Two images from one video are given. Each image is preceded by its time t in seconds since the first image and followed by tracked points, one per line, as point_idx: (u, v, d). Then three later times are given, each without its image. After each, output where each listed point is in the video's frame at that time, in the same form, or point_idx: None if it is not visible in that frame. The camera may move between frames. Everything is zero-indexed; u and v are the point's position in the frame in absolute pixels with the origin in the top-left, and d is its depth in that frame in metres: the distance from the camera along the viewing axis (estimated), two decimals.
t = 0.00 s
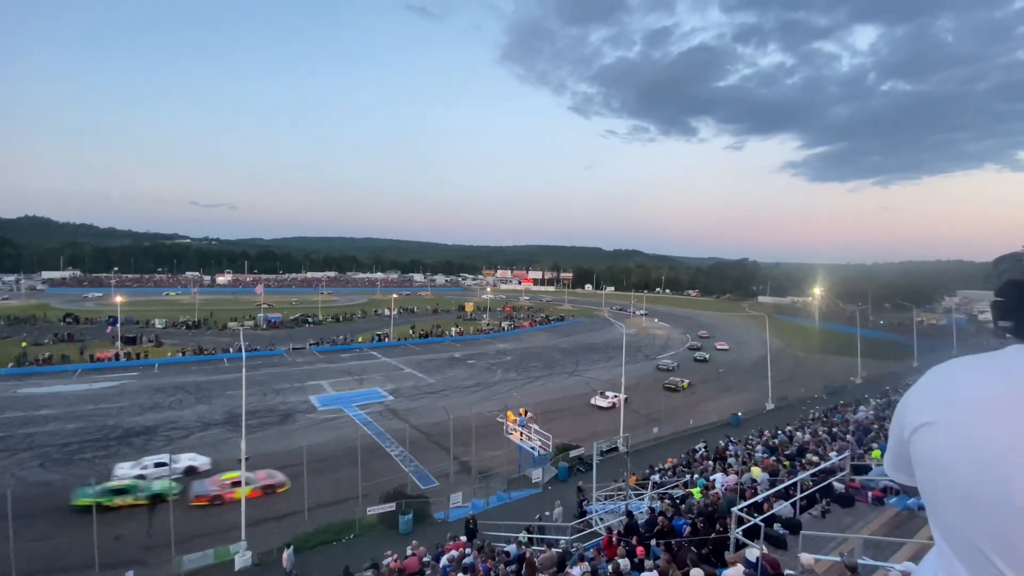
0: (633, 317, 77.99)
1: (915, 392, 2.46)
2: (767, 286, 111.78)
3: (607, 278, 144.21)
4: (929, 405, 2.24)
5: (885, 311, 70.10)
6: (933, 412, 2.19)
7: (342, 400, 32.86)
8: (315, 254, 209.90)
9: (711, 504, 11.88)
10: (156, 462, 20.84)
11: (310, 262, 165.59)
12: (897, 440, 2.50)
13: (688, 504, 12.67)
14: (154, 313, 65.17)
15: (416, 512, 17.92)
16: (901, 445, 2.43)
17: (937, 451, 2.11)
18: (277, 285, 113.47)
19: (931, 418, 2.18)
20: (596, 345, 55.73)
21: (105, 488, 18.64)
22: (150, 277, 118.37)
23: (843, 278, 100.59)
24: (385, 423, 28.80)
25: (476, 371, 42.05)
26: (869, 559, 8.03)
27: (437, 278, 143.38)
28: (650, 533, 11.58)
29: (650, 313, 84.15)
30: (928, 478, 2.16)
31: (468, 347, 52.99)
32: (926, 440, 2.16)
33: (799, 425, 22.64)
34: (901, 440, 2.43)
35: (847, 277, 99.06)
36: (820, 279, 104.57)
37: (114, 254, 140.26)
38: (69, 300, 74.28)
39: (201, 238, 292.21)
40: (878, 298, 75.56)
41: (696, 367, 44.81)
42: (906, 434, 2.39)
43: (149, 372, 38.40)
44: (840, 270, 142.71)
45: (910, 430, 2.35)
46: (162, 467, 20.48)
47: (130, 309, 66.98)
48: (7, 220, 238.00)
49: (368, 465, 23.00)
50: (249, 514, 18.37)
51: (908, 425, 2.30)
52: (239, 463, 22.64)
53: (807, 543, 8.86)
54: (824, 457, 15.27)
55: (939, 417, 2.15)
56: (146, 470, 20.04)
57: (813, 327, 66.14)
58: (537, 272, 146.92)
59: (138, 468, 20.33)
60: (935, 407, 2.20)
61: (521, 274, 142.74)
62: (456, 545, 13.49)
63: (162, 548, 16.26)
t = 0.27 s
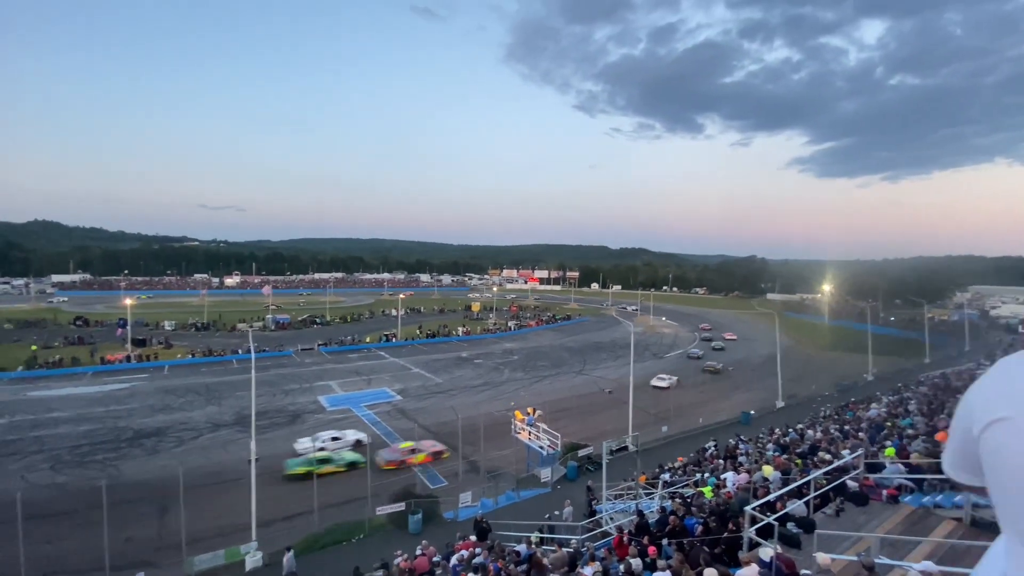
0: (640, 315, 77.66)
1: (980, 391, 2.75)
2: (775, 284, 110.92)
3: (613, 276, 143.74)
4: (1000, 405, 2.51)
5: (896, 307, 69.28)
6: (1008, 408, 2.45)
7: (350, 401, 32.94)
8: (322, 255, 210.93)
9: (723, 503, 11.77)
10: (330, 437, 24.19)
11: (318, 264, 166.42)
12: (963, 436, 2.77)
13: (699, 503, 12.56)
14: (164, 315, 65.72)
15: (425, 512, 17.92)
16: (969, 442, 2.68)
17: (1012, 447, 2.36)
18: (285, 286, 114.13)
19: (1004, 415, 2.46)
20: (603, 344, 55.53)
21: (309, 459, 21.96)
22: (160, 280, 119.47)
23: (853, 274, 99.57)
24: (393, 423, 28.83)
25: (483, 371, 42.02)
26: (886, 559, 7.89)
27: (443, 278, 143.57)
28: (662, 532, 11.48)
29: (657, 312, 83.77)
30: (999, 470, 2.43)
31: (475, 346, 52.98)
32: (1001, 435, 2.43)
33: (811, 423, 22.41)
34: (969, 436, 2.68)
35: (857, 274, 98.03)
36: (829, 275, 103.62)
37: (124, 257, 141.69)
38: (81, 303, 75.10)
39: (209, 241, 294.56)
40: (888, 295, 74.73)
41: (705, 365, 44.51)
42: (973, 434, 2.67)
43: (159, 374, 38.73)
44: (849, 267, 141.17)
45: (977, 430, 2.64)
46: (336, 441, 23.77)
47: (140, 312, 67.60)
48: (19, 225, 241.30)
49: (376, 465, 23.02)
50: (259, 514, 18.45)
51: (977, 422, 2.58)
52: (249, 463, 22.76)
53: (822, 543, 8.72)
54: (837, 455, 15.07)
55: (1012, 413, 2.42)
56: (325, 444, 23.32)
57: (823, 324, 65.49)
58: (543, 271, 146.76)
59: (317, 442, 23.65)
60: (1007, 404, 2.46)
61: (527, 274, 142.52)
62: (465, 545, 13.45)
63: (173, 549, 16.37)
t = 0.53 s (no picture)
0: (652, 310, 77.15)
1: None
2: (790, 277, 109.42)
3: (625, 271, 142.94)
4: None
5: (915, 300, 67.95)
6: None
7: (363, 395, 33.22)
8: (334, 252, 212.62)
9: (738, 499, 11.65)
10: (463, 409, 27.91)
11: (330, 261, 167.74)
12: None
13: (714, 498, 12.46)
14: (179, 312, 66.72)
15: (438, 505, 18.02)
16: None
17: None
18: (298, 282, 115.27)
19: None
20: (615, 339, 55.27)
21: (461, 425, 25.64)
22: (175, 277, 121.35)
23: (870, 267, 97.82)
24: (405, 417, 29.00)
25: (494, 366, 42.09)
26: (908, 555, 7.74)
27: (454, 274, 143.88)
28: (676, 527, 11.41)
29: (670, 306, 83.17)
30: None
31: (487, 341, 53.09)
32: None
33: (827, 418, 22.10)
34: None
35: (874, 267, 96.27)
36: (845, 269, 101.95)
37: (141, 256, 144.10)
38: (99, 301, 76.54)
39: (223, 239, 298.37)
40: (907, 288, 73.31)
41: (718, 360, 44.10)
42: None
43: (176, 370, 39.37)
44: (866, 260, 138.69)
45: None
46: (469, 411, 27.50)
47: (157, 309, 68.73)
48: (40, 225, 247.09)
49: (390, 459, 23.18)
50: (275, 508, 18.69)
51: None
52: (264, 458, 23.07)
53: (841, 539, 8.59)
54: (855, 450, 14.81)
55: None
56: (464, 414, 26.97)
57: (840, 318, 64.48)
58: (554, 267, 146.37)
59: (454, 412, 27.39)
60: None
61: (538, 269, 142.21)
62: (479, 539, 13.50)
63: (192, 542, 16.66)
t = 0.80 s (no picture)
0: (665, 304, 76.65)
1: None
2: (805, 271, 107.82)
3: (637, 265, 142.05)
4: None
5: (935, 294, 66.56)
6: None
7: (377, 389, 33.55)
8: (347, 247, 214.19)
9: (753, 493, 11.58)
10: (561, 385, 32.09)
11: (342, 256, 169.18)
12: None
13: (728, 492, 12.39)
14: (196, 307, 67.83)
15: (452, 498, 18.18)
16: None
17: None
18: (312, 277, 116.51)
19: None
20: (628, 333, 55.05)
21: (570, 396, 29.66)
22: (192, 273, 123.40)
23: (888, 260, 95.97)
24: (418, 411, 29.26)
25: (506, 360, 42.20)
26: (927, 551, 7.65)
27: (465, 269, 144.20)
28: (690, 521, 11.38)
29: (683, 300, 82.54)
30: None
31: (499, 336, 53.18)
32: None
33: (844, 413, 21.81)
34: None
35: (892, 260, 94.43)
36: (862, 262, 100.16)
37: (158, 252, 146.66)
38: (119, 296, 78.11)
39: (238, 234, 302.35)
40: (926, 282, 71.82)
41: (732, 355, 43.70)
42: None
43: (194, 363, 40.09)
44: (884, 252, 136.05)
45: None
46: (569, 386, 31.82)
47: (174, 304, 69.99)
48: (61, 222, 252.33)
49: (403, 452, 23.42)
50: (291, 499, 19.02)
51: None
52: (281, 450, 23.45)
53: (859, 534, 8.51)
54: (872, 446, 14.61)
55: None
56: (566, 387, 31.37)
57: (857, 312, 63.42)
58: (565, 261, 145.99)
59: (557, 387, 31.72)
60: None
61: (549, 263, 141.84)
62: (492, 531, 13.60)
63: (211, 532, 17.03)
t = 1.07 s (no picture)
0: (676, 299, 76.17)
1: None
2: (819, 266, 106.36)
3: (648, 260, 141.25)
4: None
5: (953, 289, 65.29)
6: None
7: (387, 382, 33.85)
8: (358, 241, 215.42)
9: (763, 490, 11.49)
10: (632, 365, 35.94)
11: (353, 250, 170.38)
12: None
13: (738, 488, 12.31)
14: (210, 301, 68.77)
15: (461, 490, 18.28)
16: None
17: None
18: (323, 272, 117.45)
19: None
20: (638, 328, 54.81)
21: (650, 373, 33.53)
22: (206, 267, 125.08)
23: (905, 255, 94.27)
24: (428, 404, 29.45)
25: (516, 354, 42.28)
26: (942, 551, 7.51)
27: (475, 263, 144.48)
28: (699, 517, 11.33)
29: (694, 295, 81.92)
30: None
31: (508, 330, 53.27)
32: None
33: (857, 410, 21.51)
34: None
35: (909, 255, 92.76)
36: (878, 256, 98.51)
37: (173, 246, 148.85)
38: (135, 290, 79.45)
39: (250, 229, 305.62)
40: (944, 277, 70.45)
41: (743, 350, 43.34)
42: None
43: (208, 356, 40.69)
44: (899, 247, 133.65)
45: None
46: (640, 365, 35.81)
47: (189, 298, 70.99)
48: (78, 217, 256.76)
49: (413, 445, 23.60)
50: (303, 490, 19.27)
51: None
52: (293, 442, 23.76)
53: (870, 532, 8.41)
54: (885, 443, 14.40)
55: None
56: (640, 366, 35.31)
57: (871, 307, 62.45)
58: (575, 255, 145.57)
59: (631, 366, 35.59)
60: None
61: (559, 258, 141.56)
62: (501, 524, 13.68)
63: (225, 522, 17.31)
